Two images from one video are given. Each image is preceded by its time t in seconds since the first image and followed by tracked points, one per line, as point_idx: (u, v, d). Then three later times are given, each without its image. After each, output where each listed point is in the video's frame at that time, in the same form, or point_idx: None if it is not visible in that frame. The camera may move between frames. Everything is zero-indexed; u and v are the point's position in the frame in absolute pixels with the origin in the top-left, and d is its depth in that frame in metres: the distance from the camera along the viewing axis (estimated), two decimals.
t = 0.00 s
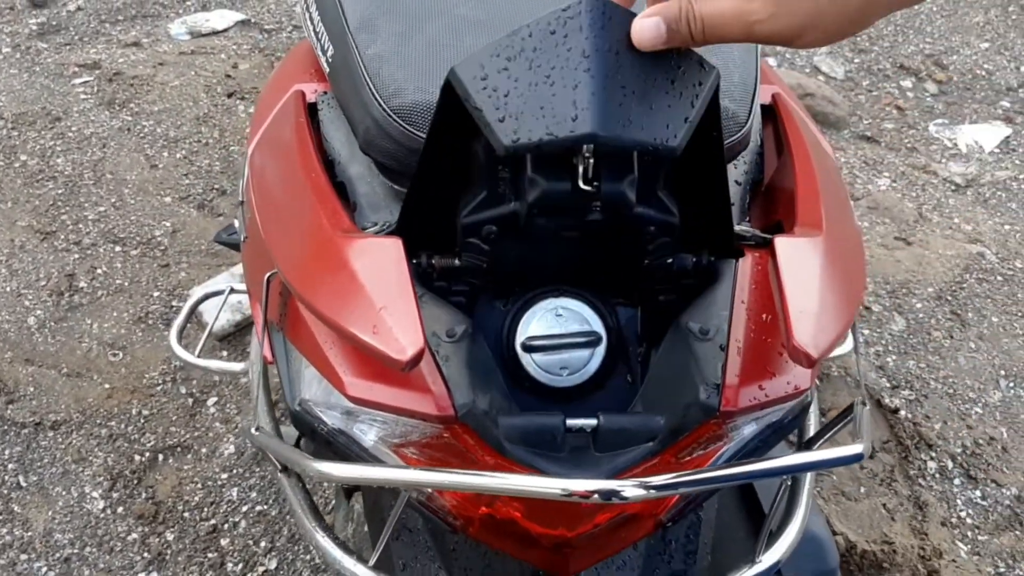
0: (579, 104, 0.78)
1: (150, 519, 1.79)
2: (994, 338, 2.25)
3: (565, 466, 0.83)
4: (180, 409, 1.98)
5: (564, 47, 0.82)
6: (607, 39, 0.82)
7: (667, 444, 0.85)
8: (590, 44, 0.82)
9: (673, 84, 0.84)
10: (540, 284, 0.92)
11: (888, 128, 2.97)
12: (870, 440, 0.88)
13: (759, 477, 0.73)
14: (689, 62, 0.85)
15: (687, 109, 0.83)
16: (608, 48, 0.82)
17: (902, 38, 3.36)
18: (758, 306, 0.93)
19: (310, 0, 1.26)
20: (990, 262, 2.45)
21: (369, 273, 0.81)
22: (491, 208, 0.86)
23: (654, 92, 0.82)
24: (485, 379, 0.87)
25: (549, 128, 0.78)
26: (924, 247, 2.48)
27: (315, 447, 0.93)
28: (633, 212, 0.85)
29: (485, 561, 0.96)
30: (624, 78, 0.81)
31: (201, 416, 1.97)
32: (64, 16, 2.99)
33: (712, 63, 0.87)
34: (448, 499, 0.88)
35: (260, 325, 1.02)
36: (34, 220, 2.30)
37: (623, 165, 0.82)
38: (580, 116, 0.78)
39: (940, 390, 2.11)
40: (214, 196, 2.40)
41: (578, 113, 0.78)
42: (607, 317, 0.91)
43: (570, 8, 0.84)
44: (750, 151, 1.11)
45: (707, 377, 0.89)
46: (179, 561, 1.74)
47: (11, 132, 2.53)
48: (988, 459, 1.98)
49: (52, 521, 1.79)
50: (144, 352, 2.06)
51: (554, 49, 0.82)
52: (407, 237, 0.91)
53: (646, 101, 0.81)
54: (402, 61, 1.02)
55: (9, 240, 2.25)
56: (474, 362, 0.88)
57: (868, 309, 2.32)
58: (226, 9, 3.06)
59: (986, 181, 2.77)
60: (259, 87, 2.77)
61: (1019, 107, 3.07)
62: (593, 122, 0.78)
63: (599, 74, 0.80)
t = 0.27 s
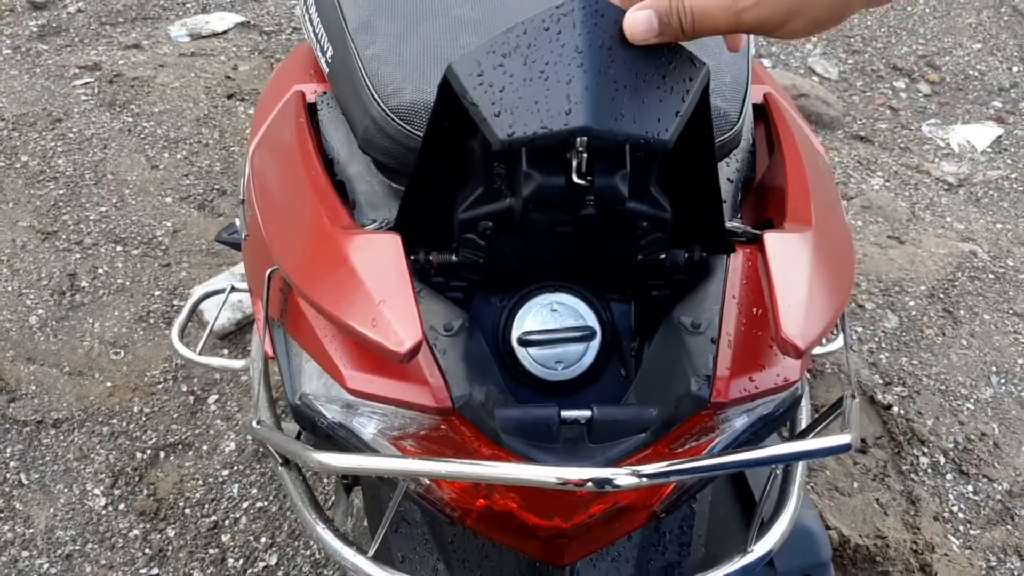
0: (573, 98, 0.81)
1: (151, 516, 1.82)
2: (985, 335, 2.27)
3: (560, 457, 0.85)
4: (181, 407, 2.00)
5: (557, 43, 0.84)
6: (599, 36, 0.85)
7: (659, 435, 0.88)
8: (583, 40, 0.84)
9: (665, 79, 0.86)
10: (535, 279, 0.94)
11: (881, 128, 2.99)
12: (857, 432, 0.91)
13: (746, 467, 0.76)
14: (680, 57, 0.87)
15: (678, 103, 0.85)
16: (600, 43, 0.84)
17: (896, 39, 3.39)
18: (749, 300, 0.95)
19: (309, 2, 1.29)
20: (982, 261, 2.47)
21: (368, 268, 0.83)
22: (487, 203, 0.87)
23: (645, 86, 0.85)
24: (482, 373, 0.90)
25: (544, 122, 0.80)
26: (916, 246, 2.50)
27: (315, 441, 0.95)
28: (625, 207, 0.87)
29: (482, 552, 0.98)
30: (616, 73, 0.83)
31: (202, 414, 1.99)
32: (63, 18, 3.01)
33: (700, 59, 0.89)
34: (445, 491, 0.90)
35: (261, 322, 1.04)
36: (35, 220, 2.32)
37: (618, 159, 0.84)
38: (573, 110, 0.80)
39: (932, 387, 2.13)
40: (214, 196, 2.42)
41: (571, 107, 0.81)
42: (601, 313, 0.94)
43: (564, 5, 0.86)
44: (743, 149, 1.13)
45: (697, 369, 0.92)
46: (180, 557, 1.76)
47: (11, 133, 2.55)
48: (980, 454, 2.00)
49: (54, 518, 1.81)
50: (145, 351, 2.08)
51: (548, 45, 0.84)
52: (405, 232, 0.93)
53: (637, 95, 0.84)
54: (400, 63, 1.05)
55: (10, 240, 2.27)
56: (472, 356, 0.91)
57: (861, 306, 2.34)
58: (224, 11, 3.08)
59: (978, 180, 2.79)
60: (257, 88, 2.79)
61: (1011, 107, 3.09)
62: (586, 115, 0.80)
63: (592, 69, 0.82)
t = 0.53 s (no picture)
0: (567, 99, 0.80)
1: (147, 515, 1.81)
2: (984, 334, 2.27)
3: (553, 452, 0.86)
4: (177, 406, 1.99)
5: (552, 44, 0.84)
6: (595, 36, 0.84)
7: (653, 431, 0.87)
8: (577, 41, 0.83)
9: (660, 79, 0.85)
10: (530, 276, 0.94)
11: (880, 127, 2.99)
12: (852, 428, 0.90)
13: (740, 460, 0.75)
14: (676, 59, 0.87)
15: (673, 104, 0.84)
16: (596, 44, 0.84)
17: (894, 38, 3.38)
18: (744, 296, 0.94)
19: None
20: (981, 260, 2.47)
21: (364, 263, 0.82)
22: (481, 201, 0.87)
23: (641, 86, 0.84)
24: (476, 368, 0.90)
25: (538, 123, 0.80)
26: (915, 245, 2.50)
27: (310, 437, 0.94)
28: (620, 206, 0.86)
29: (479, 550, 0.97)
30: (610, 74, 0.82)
31: (198, 413, 1.98)
32: (60, 16, 3.00)
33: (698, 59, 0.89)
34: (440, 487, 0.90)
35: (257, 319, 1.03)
36: (31, 219, 2.31)
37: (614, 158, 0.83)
38: (567, 111, 0.80)
39: (930, 385, 2.13)
40: (211, 195, 2.42)
41: (565, 108, 0.80)
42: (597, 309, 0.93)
43: (558, 5, 0.86)
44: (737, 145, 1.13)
45: (692, 364, 0.91)
46: (176, 556, 1.76)
47: (7, 132, 2.54)
48: (978, 453, 2.00)
49: (50, 518, 1.80)
50: (141, 350, 2.07)
51: (543, 45, 0.84)
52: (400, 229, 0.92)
53: (633, 95, 0.83)
54: (395, 59, 1.04)
55: (6, 239, 2.26)
56: (466, 352, 0.90)
57: (860, 305, 2.34)
58: (222, 10, 3.07)
59: (976, 179, 2.79)
60: (254, 87, 2.78)
61: (1010, 106, 3.09)
62: (581, 116, 0.79)
63: (586, 69, 0.82)
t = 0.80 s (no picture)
0: (565, 112, 0.80)
1: (149, 515, 1.82)
2: (983, 334, 2.27)
3: (552, 449, 0.86)
4: (178, 406, 2.00)
5: (550, 55, 0.84)
6: (594, 48, 0.84)
7: (651, 428, 0.88)
8: (576, 53, 0.83)
9: (658, 91, 0.85)
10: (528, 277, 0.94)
11: (879, 128, 3.00)
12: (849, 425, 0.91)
13: (737, 458, 0.76)
14: (675, 70, 0.87)
15: (671, 115, 0.84)
16: (594, 56, 0.84)
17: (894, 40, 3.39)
18: (740, 294, 0.95)
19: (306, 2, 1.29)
20: (980, 260, 2.48)
21: (364, 262, 0.83)
22: (481, 204, 0.87)
23: (638, 98, 0.84)
24: (475, 367, 0.90)
25: (535, 135, 0.80)
26: (914, 246, 2.51)
27: (311, 436, 0.95)
28: (618, 211, 0.87)
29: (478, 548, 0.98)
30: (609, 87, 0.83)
31: (200, 413, 1.99)
32: (61, 18, 3.01)
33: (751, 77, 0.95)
34: (441, 485, 0.90)
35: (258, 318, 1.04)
36: (32, 220, 2.32)
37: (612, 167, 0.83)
38: (566, 125, 0.80)
39: (929, 386, 2.13)
40: (212, 196, 2.43)
41: (564, 122, 0.80)
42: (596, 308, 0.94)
43: (556, 17, 0.85)
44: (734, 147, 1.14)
45: (689, 363, 0.91)
46: (178, 556, 1.76)
47: (9, 133, 2.55)
48: (977, 453, 2.00)
49: (51, 518, 1.81)
50: (143, 351, 2.08)
51: (541, 57, 0.84)
52: (400, 230, 0.93)
53: (630, 107, 0.83)
54: (395, 61, 1.05)
55: (8, 240, 2.27)
56: (465, 350, 0.91)
57: (859, 306, 2.34)
58: (223, 12, 3.08)
59: (975, 180, 2.80)
60: (256, 89, 2.79)
61: (1009, 108, 3.10)
62: (579, 130, 0.80)
63: (584, 83, 0.82)
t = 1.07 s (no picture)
0: (564, 114, 0.81)
1: (150, 514, 1.82)
2: (982, 334, 2.28)
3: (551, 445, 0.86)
4: (180, 405, 2.01)
5: (549, 57, 0.84)
6: (592, 50, 0.85)
7: (649, 424, 0.88)
8: (574, 55, 0.84)
9: (656, 92, 0.85)
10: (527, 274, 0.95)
11: (878, 129, 3.01)
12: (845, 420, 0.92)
13: (736, 452, 0.76)
14: (671, 71, 0.87)
15: (669, 117, 0.85)
16: (592, 58, 0.84)
17: (894, 40, 3.40)
18: (737, 292, 0.95)
19: (307, 2, 1.30)
20: (979, 260, 2.48)
21: (364, 259, 0.84)
22: (480, 204, 0.88)
23: (638, 99, 0.84)
24: (475, 363, 0.90)
25: (535, 137, 0.81)
26: (913, 246, 2.51)
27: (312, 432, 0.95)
28: (617, 209, 0.87)
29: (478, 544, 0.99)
30: (608, 87, 0.83)
31: (201, 413, 2.00)
32: (63, 19, 3.02)
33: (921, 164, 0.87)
34: (441, 481, 0.91)
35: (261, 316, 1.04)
36: (34, 220, 2.33)
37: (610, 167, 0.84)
38: (565, 126, 0.80)
39: (929, 385, 2.14)
40: (214, 197, 2.43)
41: (563, 124, 0.80)
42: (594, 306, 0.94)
43: (555, 19, 0.86)
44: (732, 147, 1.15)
45: (687, 360, 0.92)
46: (179, 554, 1.77)
47: (11, 134, 2.55)
48: (976, 452, 2.01)
49: (53, 516, 1.81)
50: (144, 350, 2.09)
51: (540, 59, 0.85)
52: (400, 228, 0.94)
53: (630, 110, 0.83)
54: (396, 60, 1.06)
55: (10, 240, 2.28)
56: (465, 347, 0.91)
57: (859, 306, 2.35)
58: (224, 13, 3.09)
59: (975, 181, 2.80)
60: (257, 90, 2.80)
61: (1008, 108, 3.11)
62: (578, 131, 0.80)
63: (583, 85, 0.82)
